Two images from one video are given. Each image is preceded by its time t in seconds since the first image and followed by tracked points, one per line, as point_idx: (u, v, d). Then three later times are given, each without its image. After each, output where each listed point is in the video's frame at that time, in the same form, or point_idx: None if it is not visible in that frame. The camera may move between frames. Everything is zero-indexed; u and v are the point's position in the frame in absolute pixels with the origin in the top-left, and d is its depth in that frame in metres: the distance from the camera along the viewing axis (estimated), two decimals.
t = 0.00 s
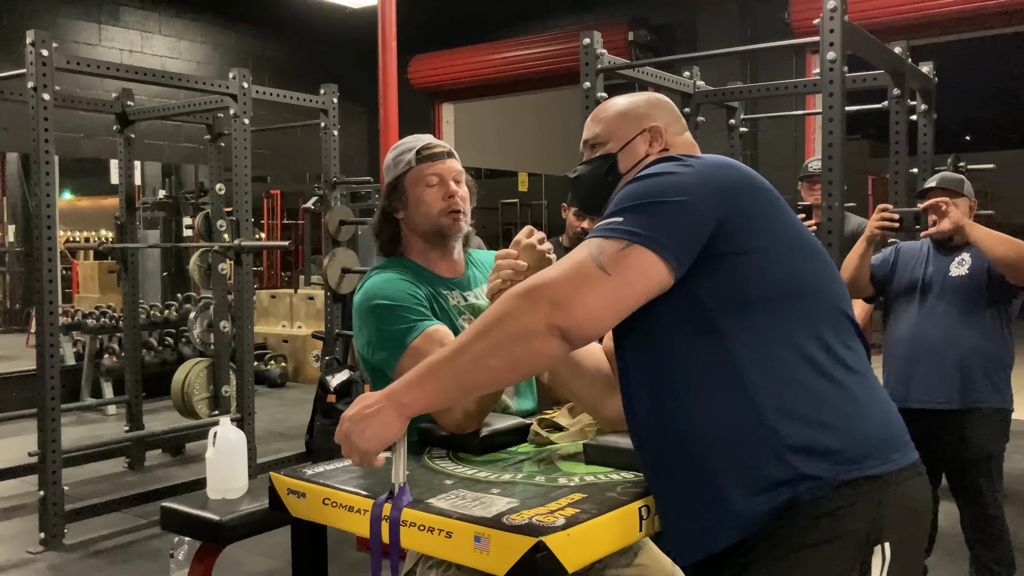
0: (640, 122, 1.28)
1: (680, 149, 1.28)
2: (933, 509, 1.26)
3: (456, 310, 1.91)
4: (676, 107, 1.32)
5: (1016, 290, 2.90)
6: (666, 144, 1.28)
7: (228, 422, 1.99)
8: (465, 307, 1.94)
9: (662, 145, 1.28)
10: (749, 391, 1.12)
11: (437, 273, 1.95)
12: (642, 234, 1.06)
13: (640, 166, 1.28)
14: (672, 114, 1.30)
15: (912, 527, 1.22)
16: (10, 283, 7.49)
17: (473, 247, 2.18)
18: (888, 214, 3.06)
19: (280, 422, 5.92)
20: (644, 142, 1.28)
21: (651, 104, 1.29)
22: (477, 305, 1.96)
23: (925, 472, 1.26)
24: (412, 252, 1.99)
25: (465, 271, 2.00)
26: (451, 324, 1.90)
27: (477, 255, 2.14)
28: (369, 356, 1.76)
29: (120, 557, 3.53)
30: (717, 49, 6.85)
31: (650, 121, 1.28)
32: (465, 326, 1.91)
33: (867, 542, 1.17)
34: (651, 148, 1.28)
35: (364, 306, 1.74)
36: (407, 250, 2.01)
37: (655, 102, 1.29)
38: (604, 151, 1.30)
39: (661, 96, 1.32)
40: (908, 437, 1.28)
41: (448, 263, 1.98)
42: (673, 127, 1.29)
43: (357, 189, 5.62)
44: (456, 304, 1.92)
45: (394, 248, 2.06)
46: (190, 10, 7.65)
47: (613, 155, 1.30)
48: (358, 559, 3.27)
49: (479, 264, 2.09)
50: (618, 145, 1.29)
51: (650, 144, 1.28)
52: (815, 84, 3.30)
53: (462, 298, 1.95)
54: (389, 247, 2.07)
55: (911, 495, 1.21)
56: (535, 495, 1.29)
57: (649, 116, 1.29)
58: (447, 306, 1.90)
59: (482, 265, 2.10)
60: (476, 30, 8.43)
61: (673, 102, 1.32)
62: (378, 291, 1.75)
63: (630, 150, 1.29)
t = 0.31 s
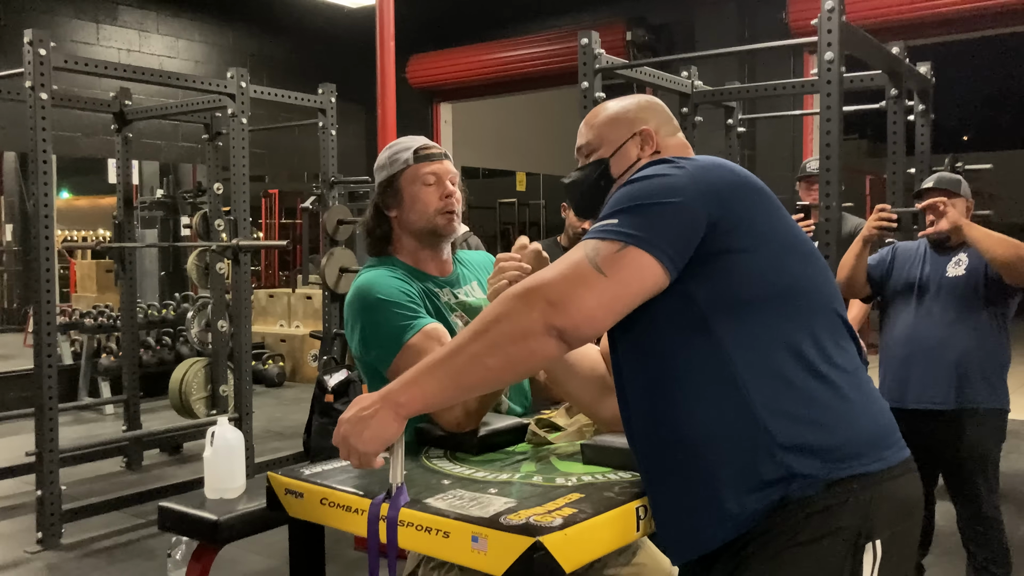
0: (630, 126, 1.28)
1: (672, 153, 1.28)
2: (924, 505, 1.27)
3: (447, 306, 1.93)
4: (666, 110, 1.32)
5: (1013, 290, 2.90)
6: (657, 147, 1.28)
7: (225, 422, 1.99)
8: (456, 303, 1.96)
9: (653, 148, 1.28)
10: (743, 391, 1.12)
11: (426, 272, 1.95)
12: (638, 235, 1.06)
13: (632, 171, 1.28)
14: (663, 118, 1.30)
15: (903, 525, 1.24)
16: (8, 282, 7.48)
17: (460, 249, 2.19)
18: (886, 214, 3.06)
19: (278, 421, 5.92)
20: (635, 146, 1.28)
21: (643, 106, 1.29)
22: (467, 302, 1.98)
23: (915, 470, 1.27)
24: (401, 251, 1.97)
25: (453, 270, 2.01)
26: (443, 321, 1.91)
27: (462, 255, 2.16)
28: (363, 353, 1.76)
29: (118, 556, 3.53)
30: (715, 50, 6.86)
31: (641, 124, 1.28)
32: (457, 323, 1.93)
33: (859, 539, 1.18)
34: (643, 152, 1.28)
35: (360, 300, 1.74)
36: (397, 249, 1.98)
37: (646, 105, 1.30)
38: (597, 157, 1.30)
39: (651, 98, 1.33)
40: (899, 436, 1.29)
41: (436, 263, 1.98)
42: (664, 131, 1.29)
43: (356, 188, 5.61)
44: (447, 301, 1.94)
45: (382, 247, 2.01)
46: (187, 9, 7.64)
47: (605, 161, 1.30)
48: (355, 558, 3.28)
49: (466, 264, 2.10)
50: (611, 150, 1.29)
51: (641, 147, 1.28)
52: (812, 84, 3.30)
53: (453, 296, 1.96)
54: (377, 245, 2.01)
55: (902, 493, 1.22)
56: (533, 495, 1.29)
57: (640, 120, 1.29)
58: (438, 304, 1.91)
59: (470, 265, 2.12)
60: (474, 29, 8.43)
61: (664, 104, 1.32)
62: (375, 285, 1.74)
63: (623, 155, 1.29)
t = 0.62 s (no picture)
0: (629, 129, 1.28)
1: (670, 154, 1.29)
2: (922, 506, 1.28)
3: (447, 304, 1.93)
4: (665, 111, 1.32)
5: (1011, 291, 2.90)
6: (656, 149, 1.28)
7: (224, 424, 1.99)
8: (455, 301, 1.96)
9: (652, 151, 1.28)
10: (744, 390, 1.13)
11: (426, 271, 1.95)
12: (641, 233, 1.06)
13: (632, 174, 1.29)
14: (662, 120, 1.30)
15: (901, 523, 1.24)
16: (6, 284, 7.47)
17: (457, 249, 2.19)
18: (885, 214, 3.06)
19: (276, 423, 5.92)
20: (634, 149, 1.28)
21: (642, 109, 1.30)
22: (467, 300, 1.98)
23: (914, 469, 1.28)
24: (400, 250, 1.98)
25: (452, 269, 2.01)
26: (443, 319, 1.91)
27: (461, 254, 2.16)
28: (363, 351, 1.76)
29: (117, 559, 3.53)
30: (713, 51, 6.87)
31: (640, 127, 1.28)
32: (457, 322, 1.93)
33: (857, 538, 1.18)
34: (641, 155, 1.28)
35: (362, 298, 1.74)
36: (397, 248, 1.99)
37: (645, 108, 1.29)
38: (597, 161, 1.31)
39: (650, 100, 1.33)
40: (899, 437, 1.29)
41: (435, 260, 1.98)
42: (663, 133, 1.29)
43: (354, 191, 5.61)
44: (447, 299, 1.94)
45: (381, 246, 2.02)
46: (186, 12, 7.65)
47: (604, 165, 1.30)
48: (354, 560, 3.28)
49: (463, 262, 2.10)
50: (610, 153, 1.30)
51: (640, 150, 1.28)
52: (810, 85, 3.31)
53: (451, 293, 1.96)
54: (377, 245, 2.03)
55: (900, 492, 1.23)
56: (531, 496, 1.29)
57: (638, 123, 1.29)
58: (437, 302, 1.91)
59: (468, 264, 2.12)
60: (472, 31, 8.44)
61: (663, 105, 1.32)
62: (378, 284, 1.74)
63: (621, 158, 1.29)
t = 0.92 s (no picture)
0: (630, 135, 1.29)
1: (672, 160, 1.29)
2: (924, 507, 1.28)
3: (449, 302, 1.92)
4: (666, 116, 1.32)
5: (1012, 291, 2.91)
6: (657, 155, 1.28)
7: (225, 426, 1.99)
8: (457, 300, 1.95)
9: (653, 155, 1.28)
10: (749, 386, 1.13)
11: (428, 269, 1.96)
12: (649, 228, 1.06)
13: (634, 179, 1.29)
14: (662, 124, 1.30)
15: (903, 524, 1.24)
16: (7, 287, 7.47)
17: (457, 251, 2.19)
18: (885, 216, 3.06)
19: (278, 426, 5.92)
20: (635, 155, 1.29)
21: (644, 114, 1.30)
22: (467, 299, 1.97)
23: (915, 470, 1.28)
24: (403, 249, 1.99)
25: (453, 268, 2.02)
26: (446, 318, 1.91)
27: (460, 256, 2.16)
28: (367, 349, 1.75)
29: (118, 561, 3.53)
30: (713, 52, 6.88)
31: (640, 132, 1.28)
32: (460, 321, 1.92)
33: (859, 538, 1.18)
34: (642, 161, 1.29)
35: (369, 295, 1.73)
36: (399, 247, 1.99)
37: (646, 115, 1.30)
38: (599, 167, 1.31)
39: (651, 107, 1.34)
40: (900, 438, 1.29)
41: (437, 258, 1.99)
42: (664, 139, 1.29)
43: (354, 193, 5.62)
44: (449, 298, 1.93)
45: (383, 245, 2.04)
46: (186, 14, 7.65)
47: (606, 171, 1.31)
48: (356, 562, 3.28)
49: (464, 263, 2.10)
50: (612, 159, 1.30)
51: (641, 156, 1.29)
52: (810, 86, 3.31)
53: (453, 292, 1.96)
54: (379, 244, 2.04)
55: (902, 493, 1.23)
56: (533, 498, 1.29)
57: (639, 129, 1.29)
58: (440, 300, 1.91)
59: (469, 265, 2.12)
60: (472, 33, 8.44)
61: (664, 111, 1.32)
62: (385, 282, 1.74)
63: (623, 164, 1.29)
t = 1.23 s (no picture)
0: (633, 138, 1.29)
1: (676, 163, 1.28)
2: (927, 509, 1.27)
3: (456, 300, 1.92)
4: (670, 118, 1.31)
5: (1015, 292, 2.90)
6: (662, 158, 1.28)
7: (229, 426, 1.99)
8: (464, 297, 1.95)
9: (656, 155, 1.28)
10: (747, 383, 1.13)
11: (436, 266, 1.97)
12: (649, 220, 1.07)
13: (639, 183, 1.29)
14: (665, 127, 1.29)
15: (907, 526, 1.23)
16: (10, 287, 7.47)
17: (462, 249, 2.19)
18: (889, 216, 3.05)
19: (280, 426, 5.92)
20: (638, 158, 1.29)
21: (648, 117, 1.29)
22: (475, 296, 1.97)
23: (919, 471, 1.27)
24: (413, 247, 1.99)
25: (459, 265, 2.02)
26: (453, 315, 1.90)
27: (468, 255, 2.16)
28: (371, 345, 1.76)
29: (121, 562, 3.53)
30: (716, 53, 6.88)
31: (644, 134, 1.28)
32: (467, 319, 1.91)
33: (861, 540, 1.17)
34: (646, 163, 1.29)
35: (374, 292, 1.74)
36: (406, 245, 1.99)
37: (650, 118, 1.29)
38: (603, 170, 1.31)
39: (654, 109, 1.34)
40: (903, 439, 1.28)
41: (445, 255, 2.00)
42: (668, 141, 1.29)
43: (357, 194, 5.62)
44: (456, 295, 1.93)
45: (392, 242, 2.03)
46: (189, 15, 7.66)
47: (611, 175, 1.31)
48: (358, 562, 3.28)
49: (470, 263, 2.10)
50: (615, 162, 1.30)
51: (645, 159, 1.29)
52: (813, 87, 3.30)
53: (459, 289, 1.96)
54: (387, 242, 2.03)
55: (905, 495, 1.22)
56: (537, 498, 1.29)
57: (642, 132, 1.29)
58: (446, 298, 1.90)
59: (475, 265, 2.11)
60: (475, 33, 8.45)
61: (668, 113, 1.32)
62: (391, 279, 1.74)
63: (626, 167, 1.29)
